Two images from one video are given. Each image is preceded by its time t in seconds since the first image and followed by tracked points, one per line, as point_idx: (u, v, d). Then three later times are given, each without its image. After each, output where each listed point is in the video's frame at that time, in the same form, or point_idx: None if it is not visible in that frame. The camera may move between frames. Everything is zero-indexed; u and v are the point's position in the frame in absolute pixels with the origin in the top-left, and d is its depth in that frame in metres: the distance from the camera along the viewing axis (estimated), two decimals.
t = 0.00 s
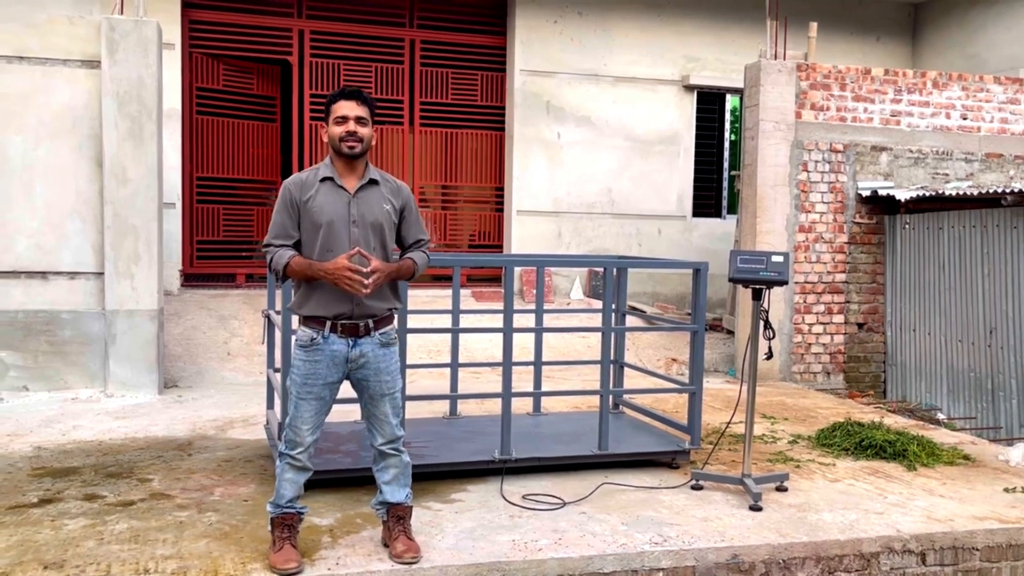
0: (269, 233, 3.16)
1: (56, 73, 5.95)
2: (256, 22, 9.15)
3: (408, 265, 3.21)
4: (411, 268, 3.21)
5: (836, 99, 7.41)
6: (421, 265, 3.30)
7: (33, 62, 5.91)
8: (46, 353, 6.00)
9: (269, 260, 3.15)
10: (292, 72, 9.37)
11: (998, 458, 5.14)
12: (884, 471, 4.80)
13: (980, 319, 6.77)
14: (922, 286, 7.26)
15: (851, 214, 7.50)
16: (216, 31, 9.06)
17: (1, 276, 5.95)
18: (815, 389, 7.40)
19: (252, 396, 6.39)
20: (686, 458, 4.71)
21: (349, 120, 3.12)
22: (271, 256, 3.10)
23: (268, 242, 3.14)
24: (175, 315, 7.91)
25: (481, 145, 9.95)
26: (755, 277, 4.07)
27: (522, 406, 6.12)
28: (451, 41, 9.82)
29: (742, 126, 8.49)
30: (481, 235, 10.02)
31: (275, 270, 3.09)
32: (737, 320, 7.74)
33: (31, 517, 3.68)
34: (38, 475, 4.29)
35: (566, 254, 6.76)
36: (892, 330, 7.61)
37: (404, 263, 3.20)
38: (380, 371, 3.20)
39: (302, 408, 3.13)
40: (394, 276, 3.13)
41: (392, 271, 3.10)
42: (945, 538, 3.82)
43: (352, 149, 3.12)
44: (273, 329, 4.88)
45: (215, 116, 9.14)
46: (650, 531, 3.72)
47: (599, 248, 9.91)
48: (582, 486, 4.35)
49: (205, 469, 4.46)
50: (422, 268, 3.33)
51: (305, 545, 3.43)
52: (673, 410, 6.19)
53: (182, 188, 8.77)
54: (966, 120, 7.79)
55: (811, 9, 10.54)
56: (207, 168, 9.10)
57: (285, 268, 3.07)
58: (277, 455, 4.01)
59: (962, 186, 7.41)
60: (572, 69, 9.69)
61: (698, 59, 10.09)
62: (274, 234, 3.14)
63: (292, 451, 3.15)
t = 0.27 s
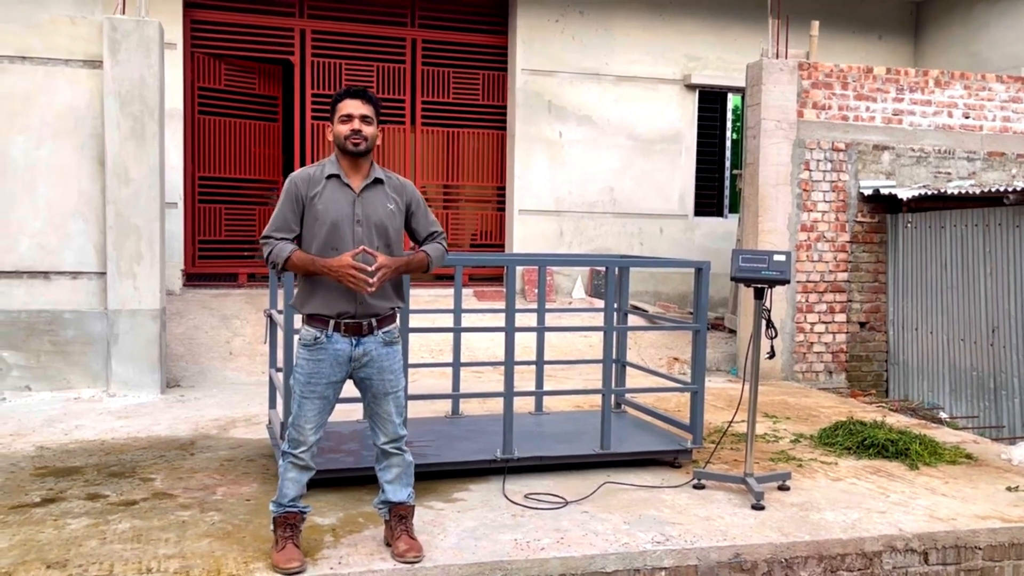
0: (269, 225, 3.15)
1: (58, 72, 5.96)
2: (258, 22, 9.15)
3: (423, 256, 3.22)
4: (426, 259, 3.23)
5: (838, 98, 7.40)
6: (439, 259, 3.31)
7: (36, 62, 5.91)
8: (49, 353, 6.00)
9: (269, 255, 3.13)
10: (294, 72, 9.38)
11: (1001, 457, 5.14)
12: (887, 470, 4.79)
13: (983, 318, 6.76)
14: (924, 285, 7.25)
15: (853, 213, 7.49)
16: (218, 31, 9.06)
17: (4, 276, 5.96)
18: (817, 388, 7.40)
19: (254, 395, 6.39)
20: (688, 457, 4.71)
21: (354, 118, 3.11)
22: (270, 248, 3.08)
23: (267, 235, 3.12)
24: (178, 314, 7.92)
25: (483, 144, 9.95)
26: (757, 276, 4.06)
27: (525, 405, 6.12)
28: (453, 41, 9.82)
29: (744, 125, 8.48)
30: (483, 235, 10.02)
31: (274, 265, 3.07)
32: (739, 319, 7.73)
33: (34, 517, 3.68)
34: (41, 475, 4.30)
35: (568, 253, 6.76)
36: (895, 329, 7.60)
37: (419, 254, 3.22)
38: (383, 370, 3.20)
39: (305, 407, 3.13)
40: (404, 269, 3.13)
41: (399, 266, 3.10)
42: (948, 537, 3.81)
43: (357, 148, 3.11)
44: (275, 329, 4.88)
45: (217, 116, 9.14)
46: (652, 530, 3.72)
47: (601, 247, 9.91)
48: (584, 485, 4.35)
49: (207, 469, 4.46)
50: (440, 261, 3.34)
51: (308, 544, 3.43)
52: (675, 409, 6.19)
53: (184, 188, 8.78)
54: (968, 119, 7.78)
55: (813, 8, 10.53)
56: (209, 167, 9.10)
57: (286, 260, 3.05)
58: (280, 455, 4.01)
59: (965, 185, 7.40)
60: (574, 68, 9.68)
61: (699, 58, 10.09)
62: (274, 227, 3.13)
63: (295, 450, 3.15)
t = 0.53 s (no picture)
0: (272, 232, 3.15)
1: (59, 73, 5.96)
2: (259, 22, 9.15)
3: (413, 261, 3.21)
4: (416, 265, 3.22)
5: (839, 97, 7.40)
6: (427, 263, 3.30)
7: (37, 62, 5.91)
8: (50, 353, 6.01)
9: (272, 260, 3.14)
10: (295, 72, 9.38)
11: (1003, 456, 5.14)
12: (889, 469, 4.79)
13: (985, 317, 6.75)
14: (926, 284, 7.25)
15: (854, 212, 7.49)
16: (219, 31, 9.07)
17: (5, 276, 5.96)
18: (819, 387, 7.39)
19: (255, 395, 6.39)
20: (690, 457, 4.71)
21: (356, 117, 3.11)
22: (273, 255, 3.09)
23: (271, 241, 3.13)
24: (179, 314, 7.92)
25: (484, 144, 9.95)
26: (759, 276, 4.06)
27: (526, 404, 6.12)
28: (454, 40, 9.83)
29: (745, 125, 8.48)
30: (484, 234, 10.02)
31: (278, 271, 3.08)
32: (740, 318, 7.73)
33: (36, 517, 3.69)
34: (43, 475, 4.30)
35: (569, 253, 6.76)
36: (896, 329, 7.60)
37: (409, 259, 3.20)
38: (387, 370, 3.20)
39: (308, 407, 3.13)
40: (400, 272, 3.14)
41: (397, 267, 3.11)
42: (950, 537, 3.81)
43: (359, 147, 3.11)
44: (277, 329, 4.88)
45: (218, 116, 9.14)
46: (654, 530, 3.72)
47: (602, 246, 9.91)
48: (586, 485, 4.35)
49: (209, 469, 4.46)
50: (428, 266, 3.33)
51: (310, 544, 3.43)
52: (677, 409, 6.19)
53: (185, 188, 8.78)
54: (969, 118, 7.77)
55: (814, 7, 10.53)
56: (210, 167, 9.10)
57: (288, 266, 3.06)
58: (281, 455, 4.01)
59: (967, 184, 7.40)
60: (575, 68, 9.68)
61: (701, 57, 10.08)
62: (277, 233, 3.13)
63: (298, 451, 3.15)
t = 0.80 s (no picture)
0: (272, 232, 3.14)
1: (60, 73, 5.96)
2: (260, 22, 9.15)
3: (416, 262, 3.21)
4: (419, 265, 3.22)
5: (840, 96, 7.39)
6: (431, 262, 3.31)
7: (37, 62, 5.91)
8: (51, 353, 6.01)
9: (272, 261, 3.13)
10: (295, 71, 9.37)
11: (1004, 455, 5.13)
12: (890, 469, 4.79)
13: (986, 316, 6.74)
14: (927, 283, 7.24)
15: (856, 211, 7.48)
16: (220, 30, 9.06)
17: (5, 275, 5.96)
18: (820, 386, 7.38)
19: (256, 395, 6.39)
20: (691, 456, 4.70)
21: (358, 118, 3.09)
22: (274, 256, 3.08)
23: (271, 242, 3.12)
24: (180, 314, 7.92)
25: (484, 143, 9.94)
26: (760, 275, 4.05)
27: (527, 404, 6.12)
28: (455, 40, 9.82)
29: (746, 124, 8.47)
30: (485, 234, 10.01)
31: (278, 272, 3.07)
32: (741, 318, 7.72)
33: (36, 517, 3.68)
34: (44, 475, 4.30)
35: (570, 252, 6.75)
36: (897, 328, 7.59)
37: (411, 261, 3.20)
38: (387, 370, 3.20)
39: (308, 407, 3.13)
40: (403, 274, 3.14)
41: (401, 271, 3.12)
42: (952, 536, 3.81)
43: (360, 148, 3.11)
44: (277, 329, 4.88)
45: (219, 116, 9.14)
46: (655, 530, 3.71)
47: (603, 246, 9.90)
48: (587, 484, 4.35)
49: (210, 469, 4.46)
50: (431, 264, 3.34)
51: (310, 544, 3.42)
52: (678, 408, 6.18)
53: (185, 188, 8.78)
54: (971, 116, 7.76)
55: (815, 6, 10.52)
56: (211, 167, 9.10)
57: (288, 268, 3.05)
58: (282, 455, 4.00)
59: (968, 182, 7.38)
60: (576, 67, 9.67)
61: (702, 56, 10.07)
62: (277, 234, 3.12)
63: (298, 451, 3.15)
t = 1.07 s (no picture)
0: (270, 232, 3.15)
1: (60, 73, 5.96)
2: (260, 22, 9.15)
3: (418, 261, 3.22)
4: (421, 264, 3.22)
5: (840, 95, 7.39)
6: (432, 262, 3.31)
7: (37, 62, 5.91)
8: (51, 353, 6.01)
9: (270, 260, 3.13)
10: (295, 71, 9.37)
11: (1005, 454, 5.13)
12: (890, 468, 4.78)
13: (986, 315, 6.74)
14: (928, 282, 7.24)
15: (856, 210, 7.47)
16: (220, 30, 9.06)
17: (5, 275, 5.96)
18: (821, 386, 7.38)
19: (257, 395, 6.39)
20: (691, 456, 4.70)
21: (359, 119, 3.09)
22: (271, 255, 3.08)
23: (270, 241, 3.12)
24: (180, 314, 7.92)
25: (484, 143, 9.94)
26: (760, 275, 4.05)
27: (528, 403, 6.12)
28: (455, 39, 9.82)
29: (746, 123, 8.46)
30: (485, 233, 10.01)
31: (276, 272, 3.07)
32: (741, 317, 7.72)
33: (37, 517, 3.69)
34: (44, 475, 4.30)
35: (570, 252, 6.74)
36: (897, 327, 7.59)
37: (414, 260, 3.20)
38: (387, 370, 3.20)
39: (308, 408, 3.13)
40: (404, 274, 3.14)
41: (401, 270, 3.12)
42: (952, 536, 3.80)
43: (359, 149, 3.10)
44: (278, 329, 4.88)
45: (219, 116, 9.14)
46: (656, 529, 3.71)
47: (603, 245, 9.90)
48: (587, 484, 4.35)
49: (210, 469, 4.46)
50: (432, 264, 3.33)
51: (310, 544, 3.42)
52: (678, 408, 6.18)
53: (186, 188, 8.78)
54: (971, 115, 7.76)
55: (815, 5, 10.51)
56: (211, 167, 9.10)
57: (286, 267, 3.05)
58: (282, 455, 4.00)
59: (968, 182, 7.38)
60: (576, 67, 9.67)
61: (702, 55, 10.07)
62: (276, 234, 3.12)
63: (299, 451, 3.15)
